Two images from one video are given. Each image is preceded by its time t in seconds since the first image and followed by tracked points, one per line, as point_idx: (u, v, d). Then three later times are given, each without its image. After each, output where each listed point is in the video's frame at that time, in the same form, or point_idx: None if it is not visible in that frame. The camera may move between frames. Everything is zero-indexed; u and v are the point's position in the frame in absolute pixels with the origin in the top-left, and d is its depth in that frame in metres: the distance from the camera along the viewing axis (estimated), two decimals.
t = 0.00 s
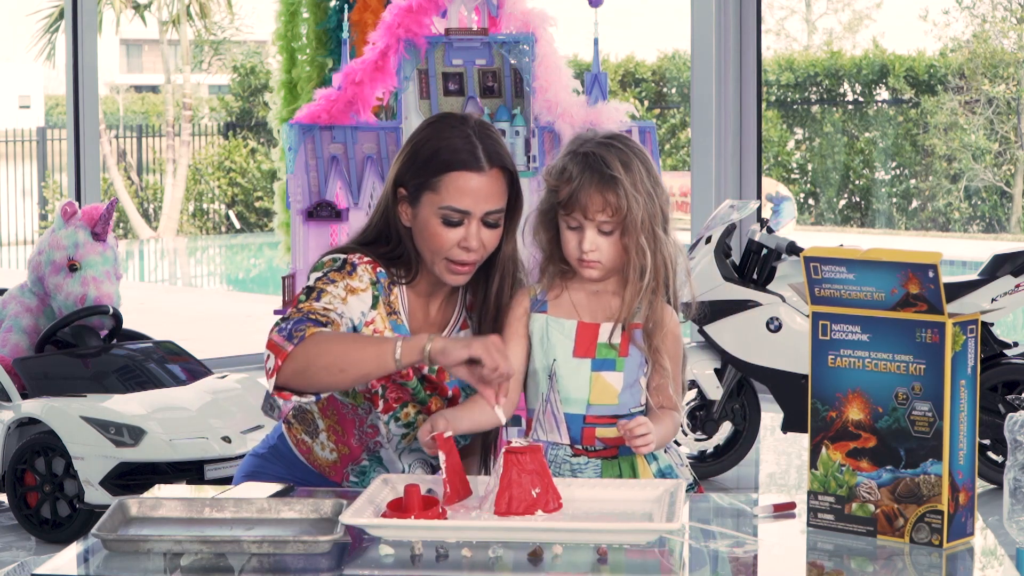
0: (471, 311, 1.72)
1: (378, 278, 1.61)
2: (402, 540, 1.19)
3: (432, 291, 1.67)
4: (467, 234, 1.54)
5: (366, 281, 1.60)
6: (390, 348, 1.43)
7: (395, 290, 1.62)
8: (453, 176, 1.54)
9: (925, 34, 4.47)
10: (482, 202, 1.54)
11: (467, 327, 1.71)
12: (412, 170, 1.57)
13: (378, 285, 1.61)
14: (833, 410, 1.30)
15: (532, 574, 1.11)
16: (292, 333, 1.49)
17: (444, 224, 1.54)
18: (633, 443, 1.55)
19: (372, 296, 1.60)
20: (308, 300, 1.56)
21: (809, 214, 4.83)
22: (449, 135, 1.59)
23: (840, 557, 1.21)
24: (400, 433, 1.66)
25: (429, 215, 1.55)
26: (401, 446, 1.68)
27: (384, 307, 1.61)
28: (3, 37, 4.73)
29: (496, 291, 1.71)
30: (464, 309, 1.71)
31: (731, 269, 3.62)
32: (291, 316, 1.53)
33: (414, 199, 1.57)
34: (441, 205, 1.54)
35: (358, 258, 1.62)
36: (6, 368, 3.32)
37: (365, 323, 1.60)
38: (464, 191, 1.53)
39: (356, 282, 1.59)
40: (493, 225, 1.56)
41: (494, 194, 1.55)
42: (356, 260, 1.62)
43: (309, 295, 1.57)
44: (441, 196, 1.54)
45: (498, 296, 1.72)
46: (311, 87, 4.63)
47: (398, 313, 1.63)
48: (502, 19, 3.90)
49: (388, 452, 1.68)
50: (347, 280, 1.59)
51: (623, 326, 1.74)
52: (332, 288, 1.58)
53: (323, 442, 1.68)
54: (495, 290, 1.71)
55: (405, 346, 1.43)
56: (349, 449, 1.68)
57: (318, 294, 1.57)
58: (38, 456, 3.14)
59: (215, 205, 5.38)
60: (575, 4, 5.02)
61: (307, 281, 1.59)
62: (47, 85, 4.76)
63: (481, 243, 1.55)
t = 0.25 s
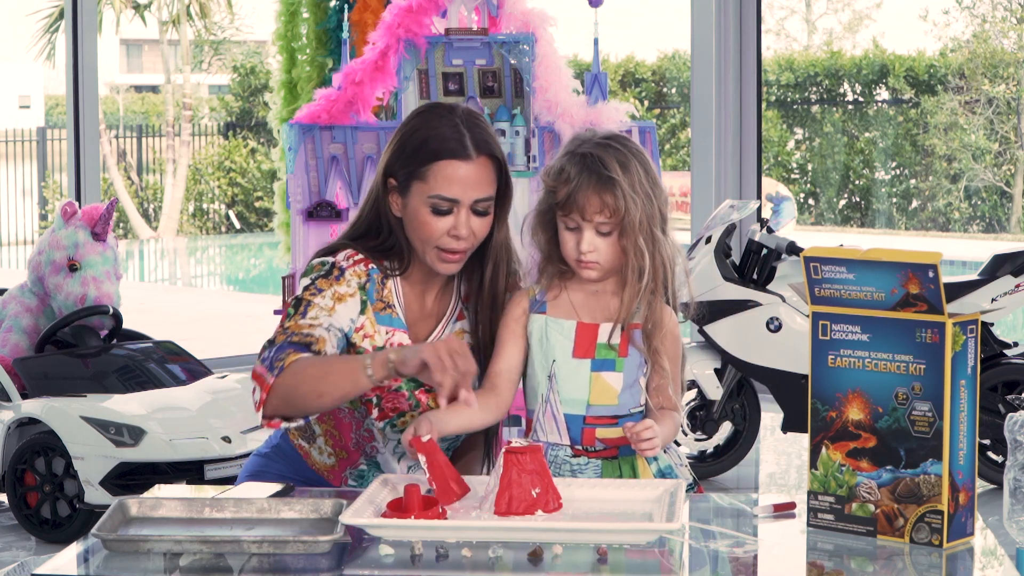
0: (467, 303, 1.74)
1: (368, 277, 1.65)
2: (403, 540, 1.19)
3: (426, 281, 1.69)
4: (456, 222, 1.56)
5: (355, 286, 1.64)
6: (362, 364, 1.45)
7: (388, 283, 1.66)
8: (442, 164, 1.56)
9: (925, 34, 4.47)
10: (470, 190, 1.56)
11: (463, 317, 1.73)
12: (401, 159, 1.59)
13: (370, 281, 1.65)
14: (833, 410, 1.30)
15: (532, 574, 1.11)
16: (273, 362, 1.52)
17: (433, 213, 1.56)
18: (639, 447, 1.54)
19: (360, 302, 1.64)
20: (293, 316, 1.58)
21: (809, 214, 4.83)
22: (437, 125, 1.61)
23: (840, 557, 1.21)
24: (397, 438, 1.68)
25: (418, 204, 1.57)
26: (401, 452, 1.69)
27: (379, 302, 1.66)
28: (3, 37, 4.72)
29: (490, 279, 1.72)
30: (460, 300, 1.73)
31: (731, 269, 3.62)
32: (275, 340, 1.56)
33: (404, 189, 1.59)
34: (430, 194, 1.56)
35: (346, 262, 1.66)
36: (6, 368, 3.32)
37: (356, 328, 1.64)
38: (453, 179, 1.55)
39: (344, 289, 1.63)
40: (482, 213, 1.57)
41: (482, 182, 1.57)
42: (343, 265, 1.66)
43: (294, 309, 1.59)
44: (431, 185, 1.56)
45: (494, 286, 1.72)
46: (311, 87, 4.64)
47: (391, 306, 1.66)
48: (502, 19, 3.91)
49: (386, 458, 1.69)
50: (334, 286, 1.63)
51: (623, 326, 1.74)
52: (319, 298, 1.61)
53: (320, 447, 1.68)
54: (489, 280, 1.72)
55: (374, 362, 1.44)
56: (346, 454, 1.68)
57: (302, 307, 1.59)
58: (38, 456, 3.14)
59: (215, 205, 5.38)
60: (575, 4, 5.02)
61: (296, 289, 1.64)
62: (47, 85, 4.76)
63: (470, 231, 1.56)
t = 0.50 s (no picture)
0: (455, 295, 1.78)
1: (346, 280, 1.72)
2: (403, 540, 1.19)
3: (411, 273, 1.76)
4: (438, 208, 1.61)
5: (322, 300, 1.70)
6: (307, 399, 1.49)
7: (369, 276, 1.73)
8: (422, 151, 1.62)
9: (925, 35, 4.47)
10: (450, 175, 1.61)
11: (452, 309, 1.77)
12: (383, 148, 1.66)
13: (348, 279, 1.72)
14: (833, 410, 1.30)
15: (533, 574, 1.11)
16: (251, 413, 1.62)
17: (415, 200, 1.61)
18: (640, 451, 1.53)
19: (329, 314, 1.70)
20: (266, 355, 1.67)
21: (809, 214, 4.83)
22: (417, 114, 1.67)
23: (840, 557, 1.21)
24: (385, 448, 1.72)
25: (400, 190, 1.62)
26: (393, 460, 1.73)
27: (362, 297, 1.72)
28: (3, 37, 4.71)
29: (476, 268, 1.77)
30: (449, 292, 1.79)
31: (731, 269, 3.62)
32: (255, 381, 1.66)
33: (386, 176, 1.65)
34: (411, 180, 1.61)
35: (315, 272, 1.73)
36: (6, 369, 3.32)
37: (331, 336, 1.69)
38: (433, 165, 1.61)
39: (312, 304, 1.70)
40: (463, 199, 1.63)
41: (462, 167, 1.63)
42: (314, 275, 1.72)
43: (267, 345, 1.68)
44: (412, 171, 1.61)
45: (482, 273, 1.77)
46: (311, 87, 4.64)
47: (375, 299, 1.72)
48: (502, 19, 3.91)
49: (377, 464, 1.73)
50: (303, 304, 1.70)
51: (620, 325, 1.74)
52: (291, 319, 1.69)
53: (311, 459, 1.74)
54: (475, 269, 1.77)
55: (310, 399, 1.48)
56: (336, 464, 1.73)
57: (274, 340, 1.68)
58: (37, 456, 3.14)
59: (215, 205, 5.37)
60: (575, 4, 5.02)
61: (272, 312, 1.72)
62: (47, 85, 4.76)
63: (452, 215, 1.61)
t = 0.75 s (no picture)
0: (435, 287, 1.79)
1: (321, 278, 1.72)
2: (403, 540, 1.19)
3: (392, 264, 1.76)
4: (418, 197, 1.63)
5: (296, 302, 1.71)
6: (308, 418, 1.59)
7: (346, 271, 1.73)
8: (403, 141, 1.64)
9: (925, 35, 4.47)
10: (431, 164, 1.63)
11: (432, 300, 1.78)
12: (363, 138, 1.67)
13: (322, 280, 1.72)
14: (833, 410, 1.30)
15: (533, 574, 1.11)
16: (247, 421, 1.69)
17: (395, 188, 1.63)
18: (638, 452, 1.52)
19: (302, 316, 1.71)
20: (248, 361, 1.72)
21: (809, 214, 4.83)
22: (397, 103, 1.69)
23: (840, 557, 1.21)
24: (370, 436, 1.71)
25: (381, 179, 1.63)
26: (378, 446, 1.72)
27: (340, 293, 1.72)
28: (3, 37, 4.72)
29: (452, 260, 1.77)
30: (429, 285, 1.79)
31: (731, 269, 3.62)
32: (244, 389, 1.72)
33: (367, 166, 1.67)
34: (392, 169, 1.63)
35: (289, 274, 1.72)
36: (6, 369, 3.32)
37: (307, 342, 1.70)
38: (414, 155, 1.63)
39: (287, 306, 1.71)
40: (442, 187, 1.65)
41: (442, 157, 1.64)
42: (287, 278, 1.72)
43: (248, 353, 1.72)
44: (392, 161, 1.63)
45: (456, 264, 1.77)
46: (311, 87, 4.64)
47: (353, 294, 1.72)
48: (502, 19, 3.90)
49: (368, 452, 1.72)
50: (280, 306, 1.71)
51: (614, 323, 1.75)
52: (268, 321, 1.71)
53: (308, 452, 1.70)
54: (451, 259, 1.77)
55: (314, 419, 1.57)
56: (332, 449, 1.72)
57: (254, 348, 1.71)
58: (37, 456, 3.14)
59: (215, 205, 5.37)
60: (575, 4, 5.02)
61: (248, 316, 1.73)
62: (47, 85, 4.76)
63: (432, 205, 1.63)
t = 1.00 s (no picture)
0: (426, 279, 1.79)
1: (317, 267, 1.71)
2: (403, 540, 1.19)
3: (384, 254, 1.76)
4: (412, 187, 1.64)
5: (298, 287, 1.70)
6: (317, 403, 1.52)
7: (341, 261, 1.73)
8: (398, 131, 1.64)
9: (925, 35, 4.47)
10: (425, 155, 1.64)
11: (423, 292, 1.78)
12: (358, 128, 1.67)
13: (320, 268, 1.71)
14: (833, 410, 1.30)
15: (533, 574, 1.11)
16: (254, 417, 1.62)
17: (390, 178, 1.63)
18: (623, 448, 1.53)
19: (306, 302, 1.70)
20: (256, 353, 1.67)
21: (809, 214, 4.83)
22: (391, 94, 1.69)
23: (840, 557, 1.21)
24: (369, 430, 1.71)
25: (375, 169, 1.64)
26: (375, 439, 1.72)
27: (338, 283, 1.71)
28: (3, 37, 4.72)
29: (440, 249, 1.77)
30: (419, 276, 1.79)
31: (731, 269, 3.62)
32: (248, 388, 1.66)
33: (361, 155, 1.67)
34: (387, 159, 1.63)
35: (287, 262, 1.71)
36: (6, 369, 3.32)
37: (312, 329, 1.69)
38: (408, 145, 1.63)
39: (289, 293, 1.69)
40: (436, 178, 1.66)
41: (435, 148, 1.65)
42: (286, 265, 1.70)
43: (253, 345, 1.68)
44: (387, 150, 1.63)
45: (444, 256, 1.77)
46: (311, 87, 4.64)
47: (348, 284, 1.72)
48: (502, 19, 3.90)
49: (363, 448, 1.73)
50: (281, 293, 1.69)
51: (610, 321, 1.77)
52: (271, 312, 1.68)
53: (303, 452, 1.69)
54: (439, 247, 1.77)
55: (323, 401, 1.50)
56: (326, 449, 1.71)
57: (261, 341, 1.67)
58: (37, 456, 3.14)
59: (215, 205, 5.38)
60: (575, 4, 5.02)
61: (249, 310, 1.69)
62: (47, 85, 4.75)
63: (426, 194, 1.64)
